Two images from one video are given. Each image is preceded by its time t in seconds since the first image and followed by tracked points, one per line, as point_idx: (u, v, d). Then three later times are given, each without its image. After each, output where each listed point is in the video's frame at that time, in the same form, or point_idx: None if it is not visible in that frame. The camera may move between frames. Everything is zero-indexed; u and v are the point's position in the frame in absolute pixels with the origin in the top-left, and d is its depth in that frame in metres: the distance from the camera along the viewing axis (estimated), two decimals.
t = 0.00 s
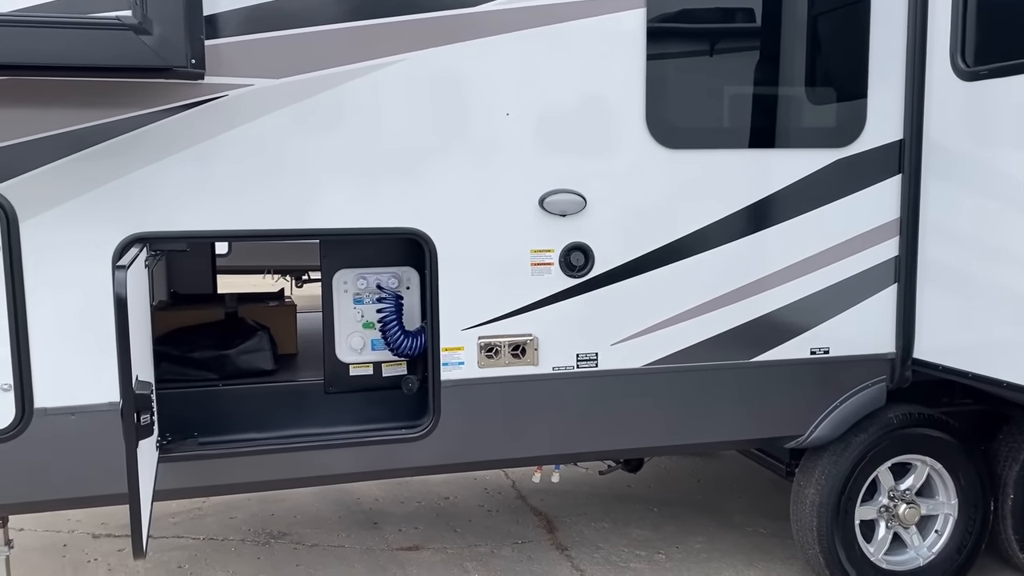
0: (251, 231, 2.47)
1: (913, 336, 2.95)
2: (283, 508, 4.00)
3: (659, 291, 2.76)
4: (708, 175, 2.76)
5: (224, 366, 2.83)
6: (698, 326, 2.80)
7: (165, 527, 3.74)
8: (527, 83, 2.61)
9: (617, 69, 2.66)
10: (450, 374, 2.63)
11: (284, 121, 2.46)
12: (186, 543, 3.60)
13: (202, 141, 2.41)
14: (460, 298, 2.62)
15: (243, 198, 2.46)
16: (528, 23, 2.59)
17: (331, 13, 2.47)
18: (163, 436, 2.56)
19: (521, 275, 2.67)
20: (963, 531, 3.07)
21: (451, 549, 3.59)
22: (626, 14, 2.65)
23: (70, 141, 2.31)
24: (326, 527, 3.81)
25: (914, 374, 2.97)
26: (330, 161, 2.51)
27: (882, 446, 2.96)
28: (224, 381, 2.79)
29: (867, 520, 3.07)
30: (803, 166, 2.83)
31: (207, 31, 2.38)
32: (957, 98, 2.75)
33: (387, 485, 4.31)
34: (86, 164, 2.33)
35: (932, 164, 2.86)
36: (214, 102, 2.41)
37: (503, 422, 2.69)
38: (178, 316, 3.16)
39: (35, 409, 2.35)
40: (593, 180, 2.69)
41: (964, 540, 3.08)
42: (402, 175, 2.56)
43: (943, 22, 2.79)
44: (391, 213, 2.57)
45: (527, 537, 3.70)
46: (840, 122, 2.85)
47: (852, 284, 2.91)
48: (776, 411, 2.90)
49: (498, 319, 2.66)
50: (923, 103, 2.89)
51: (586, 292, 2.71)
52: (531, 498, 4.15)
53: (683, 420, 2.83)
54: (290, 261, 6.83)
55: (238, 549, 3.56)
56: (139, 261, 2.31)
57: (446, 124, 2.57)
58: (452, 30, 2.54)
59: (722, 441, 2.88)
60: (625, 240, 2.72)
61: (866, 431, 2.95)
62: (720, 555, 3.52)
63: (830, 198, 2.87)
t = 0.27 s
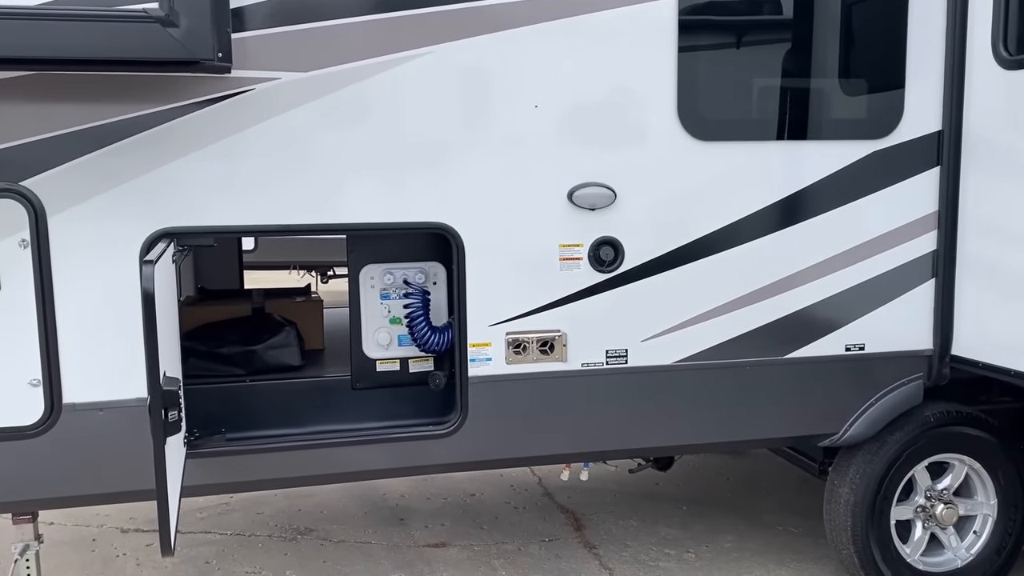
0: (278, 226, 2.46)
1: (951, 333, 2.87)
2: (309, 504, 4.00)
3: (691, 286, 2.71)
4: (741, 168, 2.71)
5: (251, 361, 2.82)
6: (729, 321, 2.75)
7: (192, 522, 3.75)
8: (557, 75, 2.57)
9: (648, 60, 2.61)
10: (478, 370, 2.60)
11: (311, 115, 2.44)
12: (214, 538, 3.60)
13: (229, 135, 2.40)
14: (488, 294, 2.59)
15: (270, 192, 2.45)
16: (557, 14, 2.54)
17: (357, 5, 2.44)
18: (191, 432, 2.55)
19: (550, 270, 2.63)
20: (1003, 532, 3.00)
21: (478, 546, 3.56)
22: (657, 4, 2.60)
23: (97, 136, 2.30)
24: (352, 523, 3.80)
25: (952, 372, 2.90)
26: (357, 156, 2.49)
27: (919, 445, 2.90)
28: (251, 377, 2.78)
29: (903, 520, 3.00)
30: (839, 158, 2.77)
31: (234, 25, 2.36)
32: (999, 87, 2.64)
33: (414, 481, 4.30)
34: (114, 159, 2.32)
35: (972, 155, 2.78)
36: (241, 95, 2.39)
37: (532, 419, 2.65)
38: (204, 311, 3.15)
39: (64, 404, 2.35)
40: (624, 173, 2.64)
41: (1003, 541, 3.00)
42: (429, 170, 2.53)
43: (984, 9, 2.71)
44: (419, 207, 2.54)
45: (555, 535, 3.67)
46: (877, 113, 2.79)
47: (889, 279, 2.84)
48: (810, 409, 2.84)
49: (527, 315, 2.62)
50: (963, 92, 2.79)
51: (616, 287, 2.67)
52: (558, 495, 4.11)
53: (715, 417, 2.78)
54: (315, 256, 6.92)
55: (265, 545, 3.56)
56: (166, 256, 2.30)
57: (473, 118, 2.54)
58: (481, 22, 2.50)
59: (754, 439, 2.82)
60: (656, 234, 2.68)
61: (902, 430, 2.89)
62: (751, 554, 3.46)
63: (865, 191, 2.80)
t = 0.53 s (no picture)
0: (308, 221, 2.44)
1: (994, 333, 2.79)
2: (336, 500, 3.99)
3: (725, 283, 2.65)
4: (776, 163, 2.65)
5: (279, 357, 2.80)
6: (764, 320, 2.69)
7: (220, 518, 3.75)
8: (589, 68, 2.52)
9: (682, 52, 2.56)
10: (507, 367, 2.56)
11: (340, 109, 2.42)
12: (241, 534, 3.60)
13: (258, 129, 2.38)
14: (518, 291, 2.55)
15: (300, 187, 2.43)
16: (590, 6, 2.50)
17: None
18: (220, 428, 2.54)
19: (581, 266, 2.59)
20: None
21: (505, 545, 3.53)
22: None
23: (127, 130, 2.29)
24: (379, 520, 3.78)
25: (994, 374, 2.80)
26: (387, 151, 2.46)
27: (958, 447, 2.82)
28: (279, 373, 2.76)
29: (941, 524, 2.93)
30: (878, 154, 2.71)
31: (264, 18, 2.34)
32: None
33: (440, 479, 4.27)
34: (144, 153, 2.31)
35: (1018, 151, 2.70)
36: (271, 89, 2.37)
37: (562, 418, 2.62)
38: (232, 307, 3.14)
39: (93, 399, 2.35)
40: (657, 169, 2.59)
41: None
42: (459, 165, 2.50)
43: None
44: (449, 203, 2.51)
45: (583, 535, 3.63)
46: (918, 108, 2.72)
47: (929, 277, 2.77)
48: (846, 410, 2.78)
49: (557, 312, 2.58)
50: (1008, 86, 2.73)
51: (649, 284, 2.62)
52: (585, 495, 4.07)
53: (749, 417, 2.72)
54: (344, 253, 6.92)
55: (292, 541, 3.55)
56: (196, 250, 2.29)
57: (502, 112, 2.50)
58: (512, 14, 2.46)
59: (788, 440, 2.77)
60: (689, 231, 2.62)
61: (941, 432, 2.81)
62: (783, 557, 3.40)
63: (905, 187, 2.73)
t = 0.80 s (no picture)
0: (335, 215, 2.42)
1: None
2: (359, 495, 3.98)
3: (757, 282, 2.61)
4: (811, 159, 2.60)
5: (305, 351, 2.80)
6: (796, 319, 2.64)
7: (245, 511, 3.76)
8: (620, 62, 2.48)
9: (715, 46, 2.51)
10: (534, 365, 2.53)
11: (369, 103, 2.40)
12: (265, 528, 3.60)
13: (286, 122, 2.36)
14: (546, 287, 2.52)
15: (327, 181, 2.41)
16: None
17: None
18: (246, 421, 2.54)
19: (610, 263, 2.55)
20: None
21: (530, 543, 3.50)
22: None
23: (156, 122, 2.29)
24: (402, 516, 3.77)
25: None
26: (415, 145, 2.44)
27: (995, 451, 2.76)
28: (306, 367, 2.75)
29: (976, 530, 2.86)
30: (916, 150, 2.65)
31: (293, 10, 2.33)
32: None
33: (464, 475, 4.26)
34: (173, 146, 2.31)
35: None
36: (299, 82, 2.35)
37: (589, 417, 2.58)
38: (259, 301, 3.14)
39: (121, 391, 2.35)
40: (689, 165, 2.55)
41: None
42: (488, 160, 2.47)
43: None
44: (477, 198, 2.48)
45: (608, 534, 3.60)
46: (957, 103, 2.65)
47: (967, 277, 2.71)
48: (879, 412, 2.72)
49: (586, 309, 2.55)
50: None
51: (679, 281, 2.58)
52: (610, 494, 4.04)
53: (779, 418, 2.68)
54: (369, 247, 6.92)
55: (316, 536, 3.55)
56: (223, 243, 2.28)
57: (531, 107, 2.47)
58: (543, 7, 2.43)
59: (820, 441, 2.72)
60: (721, 228, 2.58)
61: (977, 435, 2.75)
62: (811, 559, 3.35)
63: (943, 185, 2.67)
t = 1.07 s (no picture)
0: (367, 206, 2.41)
1: None
2: (388, 487, 3.98)
3: (795, 277, 2.56)
4: (851, 152, 2.54)
5: (335, 343, 2.79)
6: (833, 317, 2.59)
7: (275, 501, 3.77)
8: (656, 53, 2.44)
9: (754, 37, 2.46)
10: (565, 359, 2.50)
11: (401, 94, 2.38)
12: (294, 517, 3.61)
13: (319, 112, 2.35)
14: (579, 281, 2.49)
15: (360, 172, 2.40)
16: None
17: None
18: (276, 411, 2.54)
19: (644, 257, 2.51)
20: None
21: (559, 539, 3.48)
22: None
23: (191, 111, 2.29)
24: (431, 509, 3.77)
25: None
26: (447, 136, 2.42)
27: None
28: (337, 358, 2.74)
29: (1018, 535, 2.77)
30: (961, 144, 2.57)
31: None
32: None
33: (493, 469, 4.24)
34: (206, 135, 2.31)
35: None
36: (333, 72, 2.34)
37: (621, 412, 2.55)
38: (291, 291, 3.14)
39: (153, 379, 2.36)
40: (725, 158, 2.50)
41: None
42: (521, 152, 2.44)
43: None
44: (510, 191, 2.46)
45: (637, 531, 3.56)
46: (1004, 95, 2.58)
47: (1013, 275, 2.63)
48: (919, 412, 2.66)
49: (619, 303, 2.51)
50: None
51: (714, 276, 2.53)
52: (641, 490, 4.00)
53: (816, 417, 2.62)
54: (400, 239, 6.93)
55: (345, 527, 3.55)
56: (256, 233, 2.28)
57: (565, 99, 2.43)
58: None
59: (857, 441, 2.66)
60: (758, 222, 2.53)
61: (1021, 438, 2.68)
62: (846, 561, 3.29)
63: (989, 180, 2.59)
